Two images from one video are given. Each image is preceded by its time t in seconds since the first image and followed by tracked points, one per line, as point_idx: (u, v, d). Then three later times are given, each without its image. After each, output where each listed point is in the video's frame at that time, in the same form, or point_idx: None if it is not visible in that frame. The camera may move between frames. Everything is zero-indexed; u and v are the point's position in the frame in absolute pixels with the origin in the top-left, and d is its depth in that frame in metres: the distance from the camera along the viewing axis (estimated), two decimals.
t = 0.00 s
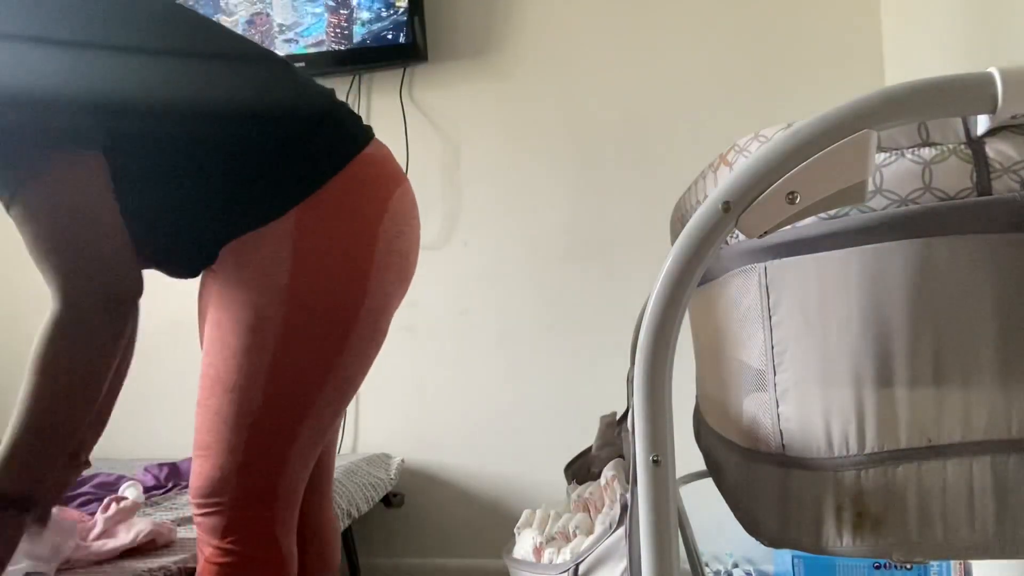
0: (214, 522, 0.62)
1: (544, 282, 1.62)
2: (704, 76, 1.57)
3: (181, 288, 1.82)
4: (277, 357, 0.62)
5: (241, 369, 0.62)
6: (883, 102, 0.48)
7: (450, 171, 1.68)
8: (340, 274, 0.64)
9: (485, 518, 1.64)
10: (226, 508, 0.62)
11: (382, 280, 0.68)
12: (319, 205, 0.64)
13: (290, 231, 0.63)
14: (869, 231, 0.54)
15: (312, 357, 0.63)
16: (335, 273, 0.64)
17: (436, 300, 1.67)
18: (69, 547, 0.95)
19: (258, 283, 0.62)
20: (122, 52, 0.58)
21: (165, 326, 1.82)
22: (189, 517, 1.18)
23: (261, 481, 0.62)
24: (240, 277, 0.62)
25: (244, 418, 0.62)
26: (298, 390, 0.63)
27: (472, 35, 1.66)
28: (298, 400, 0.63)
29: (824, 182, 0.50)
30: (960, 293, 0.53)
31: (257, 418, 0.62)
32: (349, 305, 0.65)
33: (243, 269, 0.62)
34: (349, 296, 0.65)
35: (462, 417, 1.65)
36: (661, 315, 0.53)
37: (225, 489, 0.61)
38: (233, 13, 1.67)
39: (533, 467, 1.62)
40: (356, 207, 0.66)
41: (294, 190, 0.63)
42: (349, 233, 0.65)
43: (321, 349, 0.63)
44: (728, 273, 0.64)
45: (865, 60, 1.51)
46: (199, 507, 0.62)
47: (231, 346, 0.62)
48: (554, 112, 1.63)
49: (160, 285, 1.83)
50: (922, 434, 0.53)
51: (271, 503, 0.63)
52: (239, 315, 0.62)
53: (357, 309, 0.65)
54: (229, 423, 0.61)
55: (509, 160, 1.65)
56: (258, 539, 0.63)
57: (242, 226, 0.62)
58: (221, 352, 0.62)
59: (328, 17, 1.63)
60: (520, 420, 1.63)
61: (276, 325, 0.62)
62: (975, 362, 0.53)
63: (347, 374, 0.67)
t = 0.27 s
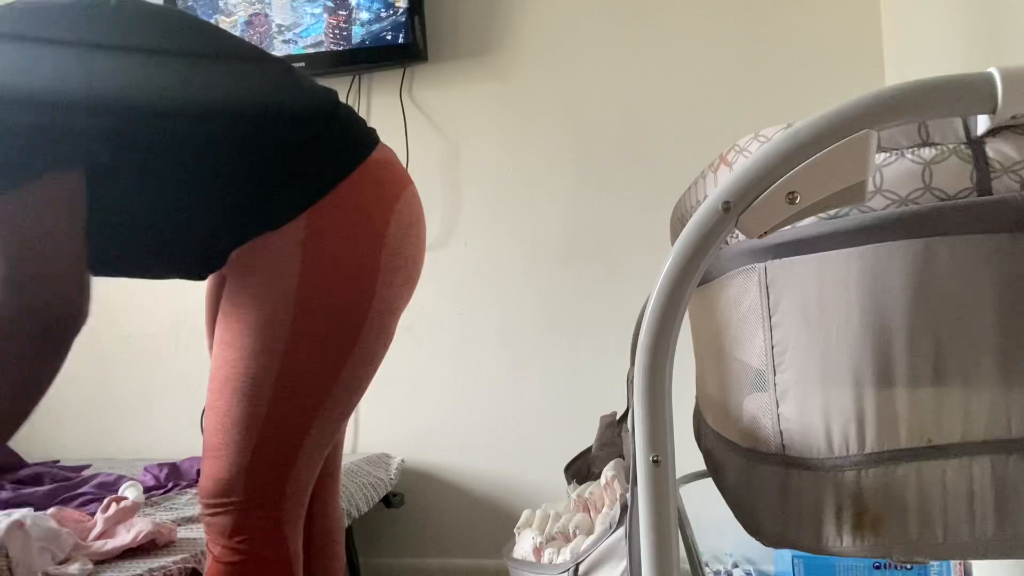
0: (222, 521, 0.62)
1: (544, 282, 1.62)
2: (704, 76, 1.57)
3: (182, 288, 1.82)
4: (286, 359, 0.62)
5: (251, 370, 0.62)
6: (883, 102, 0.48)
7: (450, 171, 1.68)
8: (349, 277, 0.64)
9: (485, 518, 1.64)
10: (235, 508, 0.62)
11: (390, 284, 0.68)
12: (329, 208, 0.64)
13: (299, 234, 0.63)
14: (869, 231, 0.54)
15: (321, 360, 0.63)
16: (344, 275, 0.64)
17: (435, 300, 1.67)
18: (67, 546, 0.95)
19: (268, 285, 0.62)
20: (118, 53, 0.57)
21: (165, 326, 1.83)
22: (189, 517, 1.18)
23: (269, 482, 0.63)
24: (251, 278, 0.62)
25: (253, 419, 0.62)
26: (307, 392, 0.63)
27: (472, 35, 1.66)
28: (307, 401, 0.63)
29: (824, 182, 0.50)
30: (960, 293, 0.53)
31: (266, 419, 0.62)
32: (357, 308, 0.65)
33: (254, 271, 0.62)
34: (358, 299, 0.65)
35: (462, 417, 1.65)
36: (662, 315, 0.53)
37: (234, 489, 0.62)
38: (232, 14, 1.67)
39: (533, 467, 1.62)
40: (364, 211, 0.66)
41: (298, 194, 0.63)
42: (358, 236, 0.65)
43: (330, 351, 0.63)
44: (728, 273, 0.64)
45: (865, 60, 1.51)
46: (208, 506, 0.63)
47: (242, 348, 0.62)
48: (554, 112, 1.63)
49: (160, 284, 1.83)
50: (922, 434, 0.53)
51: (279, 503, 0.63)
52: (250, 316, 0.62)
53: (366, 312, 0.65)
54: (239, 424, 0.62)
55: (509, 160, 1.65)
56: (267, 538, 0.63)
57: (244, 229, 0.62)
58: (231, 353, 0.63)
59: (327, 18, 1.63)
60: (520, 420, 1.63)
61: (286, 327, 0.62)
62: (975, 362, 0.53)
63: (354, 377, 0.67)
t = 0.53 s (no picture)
0: (225, 522, 0.62)
1: (544, 282, 1.62)
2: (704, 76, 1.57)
3: (182, 288, 1.83)
4: (288, 360, 0.62)
5: (252, 370, 0.62)
6: (883, 102, 0.48)
7: (450, 171, 1.68)
8: (349, 278, 0.64)
9: (485, 518, 1.64)
10: (237, 508, 0.62)
11: (390, 283, 0.68)
12: (330, 209, 0.64)
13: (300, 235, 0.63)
14: (869, 231, 0.54)
15: (321, 360, 0.63)
16: (344, 276, 0.64)
17: (435, 300, 1.67)
18: (67, 545, 0.95)
19: (268, 286, 0.62)
20: (111, 52, 0.57)
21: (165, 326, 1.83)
22: (189, 517, 1.18)
23: (270, 482, 0.63)
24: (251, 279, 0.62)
25: (254, 420, 0.62)
26: (308, 392, 0.63)
27: (472, 35, 1.66)
28: (307, 402, 0.63)
29: (824, 182, 0.50)
30: (961, 293, 0.53)
31: (267, 420, 0.62)
32: (358, 308, 0.65)
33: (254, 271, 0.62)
34: (359, 300, 0.65)
35: (462, 417, 1.65)
36: (662, 315, 0.53)
37: (236, 490, 0.62)
38: (231, 14, 1.68)
39: (533, 467, 1.62)
40: (364, 211, 0.66)
41: (297, 194, 0.62)
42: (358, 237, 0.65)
43: (330, 351, 0.63)
44: (728, 273, 0.64)
45: (865, 60, 1.51)
46: (210, 506, 0.63)
47: (242, 348, 0.62)
48: (554, 112, 1.63)
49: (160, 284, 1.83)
50: (922, 434, 0.53)
51: (280, 502, 0.63)
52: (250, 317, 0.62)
53: (366, 313, 0.65)
54: (241, 425, 0.62)
55: (509, 160, 1.65)
56: (269, 538, 0.63)
57: (243, 230, 0.62)
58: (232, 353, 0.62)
59: (325, 18, 1.63)
60: (520, 420, 1.63)
61: (288, 327, 0.62)
62: (974, 362, 0.53)
63: (354, 377, 0.66)
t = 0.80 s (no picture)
0: (226, 522, 0.62)
1: (544, 282, 1.62)
2: (704, 77, 1.57)
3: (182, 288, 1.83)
4: (289, 360, 0.62)
5: (252, 371, 0.62)
6: (883, 102, 0.48)
7: (450, 171, 1.68)
8: (351, 279, 0.64)
9: (485, 518, 1.64)
10: (238, 508, 0.62)
11: (389, 283, 0.68)
12: (331, 210, 0.64)
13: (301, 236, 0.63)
14: (869, 231, 0.54)
15: (322, 361, 0.63)
16: (346, 276, 0.64)
17: (435, 300, 1.67)
18: (67, 545, 0.95)
19: (269, 286, 0.62)
20: (118, 51, 0.57)
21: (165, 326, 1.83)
22: (188, 517, 1.18)
23: (271, 483, 0.62)
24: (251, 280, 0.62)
25: (256, 421, 0.62)
26: (309, 393, 0.63)
27: (472, 35, 1.66)
28: (308, 401, 0.63)
29: (824, 182, 0.50)
30: (960, 293, 0.53)
31: (269, 421, 0.62)
32: (359, 309, 0.65)
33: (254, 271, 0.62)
34: (360, 300, 0.65)
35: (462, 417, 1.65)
36: (662, 315, 0.53)
37: (236, 491, 0.62)
38: (230, 14, 1.68)
39: (533, 467, 1.62)
40: (364, 212, 0.66)
41: (298, 194, 0.62)
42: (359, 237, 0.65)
43: (331, 351, 0.63)
44: (728, 273, 0.64)
45: (865, 60, 1.51)
46: (211, 507, 0.63)
47: (243, 349, 0.62)
48: (554, 112, 1.63)
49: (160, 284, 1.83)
50: (922, 434, 0.53)
51: (282, 502, 0.63)
52: (251, 317, 0.62)
53: (366, 312, 0.65)
54: (242, 425, 0.62)
55: (508, 160, 1.65)
56: (270, 538, 0.63)
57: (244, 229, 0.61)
58: (232, 354, 0.62)
59: (324, 19, 1.63)
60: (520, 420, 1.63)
61: (289, 328, 0.62)
62: (974, 362, 0.53)
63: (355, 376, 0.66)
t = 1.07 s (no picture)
0: (239, 520, 0.62)
1: (544, 282, 1.62)
2: (704, 77, 1.57)
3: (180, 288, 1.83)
4: (310, 360, 0.62)
5: (274, 368, 0.62)
6: (883, 102, 0.48)
7: (450, 171, 1.68)
8: (373, 282, 0.65)
9: (485, 518, 1.64)
10: (253, 506, 0.62)
11: (406, 288, 0.69)
12: (352, 216, 0.65)
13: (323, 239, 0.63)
14: (869, 231, 0.54)
15: (342, 361, 0.64)
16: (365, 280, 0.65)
17: (435, 300, 1.68)
18: (67, 545, 0.95)
19: (292, 286, 0.62)
20: (118, 52, 0.57)
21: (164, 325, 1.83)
22: (188, 517, 1.18)
23: (285, 481, 0.63)
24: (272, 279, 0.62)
25: (274, 419, 0.62)
26: (327, 392, 0.63)
27: (471, 34, 1.66)
28: (326, 401, 0.64)
29: (824, 182, 0.50)
30: (960, 293, 0.53)
31: (287, 420, 0.62)
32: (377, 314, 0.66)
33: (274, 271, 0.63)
34: (380, 304, 0.66)
35: (462, 417, 1.65)
36: (662, 314, 0.53)
37: (253, 488, 0.62)
38: (229, 15, 1.68)
39: (533, 467, 1.62)
40: (386, 220, 0.67)
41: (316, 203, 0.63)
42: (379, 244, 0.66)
43: (351, 352, 0.64)
44: (728, 273, 0.64)
45: (865, 60, 1.51)
46: (223, 504, 0.62)
47: (263, 347, 0.62)
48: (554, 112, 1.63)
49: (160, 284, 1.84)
50: (922, 434, 0.53)
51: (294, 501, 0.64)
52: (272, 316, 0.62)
53: (385, 316, 0.66)
54: (260, 423, 0.62)
55: (508, 160, 1.65)
56: (281, 538, 0.63)
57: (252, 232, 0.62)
58: (251, 352, 0.62)
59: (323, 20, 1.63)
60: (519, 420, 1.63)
61: (311, 327, 0.62)
62: (973, 362, 0.53)
63: (370, 378, 0.67)
